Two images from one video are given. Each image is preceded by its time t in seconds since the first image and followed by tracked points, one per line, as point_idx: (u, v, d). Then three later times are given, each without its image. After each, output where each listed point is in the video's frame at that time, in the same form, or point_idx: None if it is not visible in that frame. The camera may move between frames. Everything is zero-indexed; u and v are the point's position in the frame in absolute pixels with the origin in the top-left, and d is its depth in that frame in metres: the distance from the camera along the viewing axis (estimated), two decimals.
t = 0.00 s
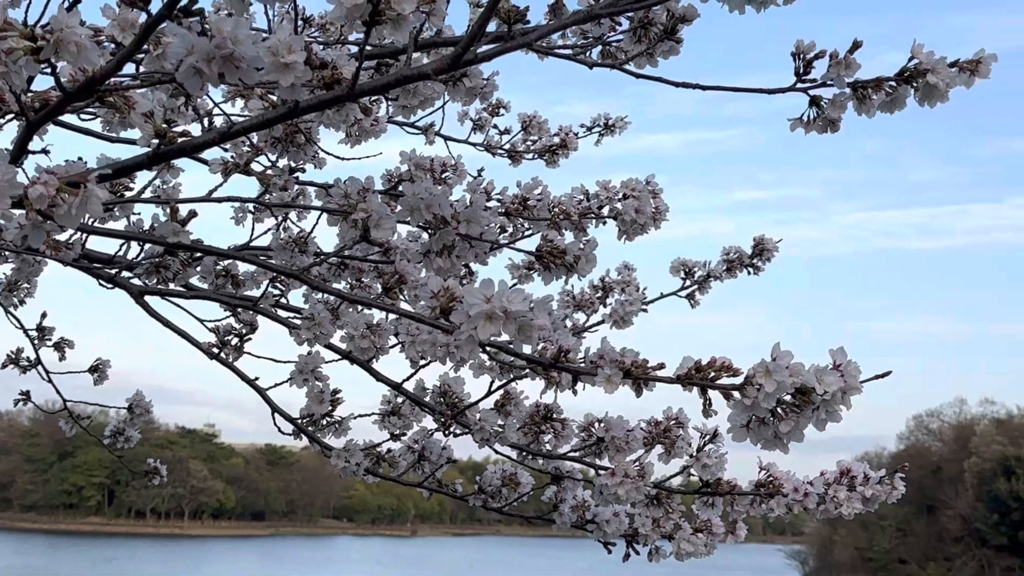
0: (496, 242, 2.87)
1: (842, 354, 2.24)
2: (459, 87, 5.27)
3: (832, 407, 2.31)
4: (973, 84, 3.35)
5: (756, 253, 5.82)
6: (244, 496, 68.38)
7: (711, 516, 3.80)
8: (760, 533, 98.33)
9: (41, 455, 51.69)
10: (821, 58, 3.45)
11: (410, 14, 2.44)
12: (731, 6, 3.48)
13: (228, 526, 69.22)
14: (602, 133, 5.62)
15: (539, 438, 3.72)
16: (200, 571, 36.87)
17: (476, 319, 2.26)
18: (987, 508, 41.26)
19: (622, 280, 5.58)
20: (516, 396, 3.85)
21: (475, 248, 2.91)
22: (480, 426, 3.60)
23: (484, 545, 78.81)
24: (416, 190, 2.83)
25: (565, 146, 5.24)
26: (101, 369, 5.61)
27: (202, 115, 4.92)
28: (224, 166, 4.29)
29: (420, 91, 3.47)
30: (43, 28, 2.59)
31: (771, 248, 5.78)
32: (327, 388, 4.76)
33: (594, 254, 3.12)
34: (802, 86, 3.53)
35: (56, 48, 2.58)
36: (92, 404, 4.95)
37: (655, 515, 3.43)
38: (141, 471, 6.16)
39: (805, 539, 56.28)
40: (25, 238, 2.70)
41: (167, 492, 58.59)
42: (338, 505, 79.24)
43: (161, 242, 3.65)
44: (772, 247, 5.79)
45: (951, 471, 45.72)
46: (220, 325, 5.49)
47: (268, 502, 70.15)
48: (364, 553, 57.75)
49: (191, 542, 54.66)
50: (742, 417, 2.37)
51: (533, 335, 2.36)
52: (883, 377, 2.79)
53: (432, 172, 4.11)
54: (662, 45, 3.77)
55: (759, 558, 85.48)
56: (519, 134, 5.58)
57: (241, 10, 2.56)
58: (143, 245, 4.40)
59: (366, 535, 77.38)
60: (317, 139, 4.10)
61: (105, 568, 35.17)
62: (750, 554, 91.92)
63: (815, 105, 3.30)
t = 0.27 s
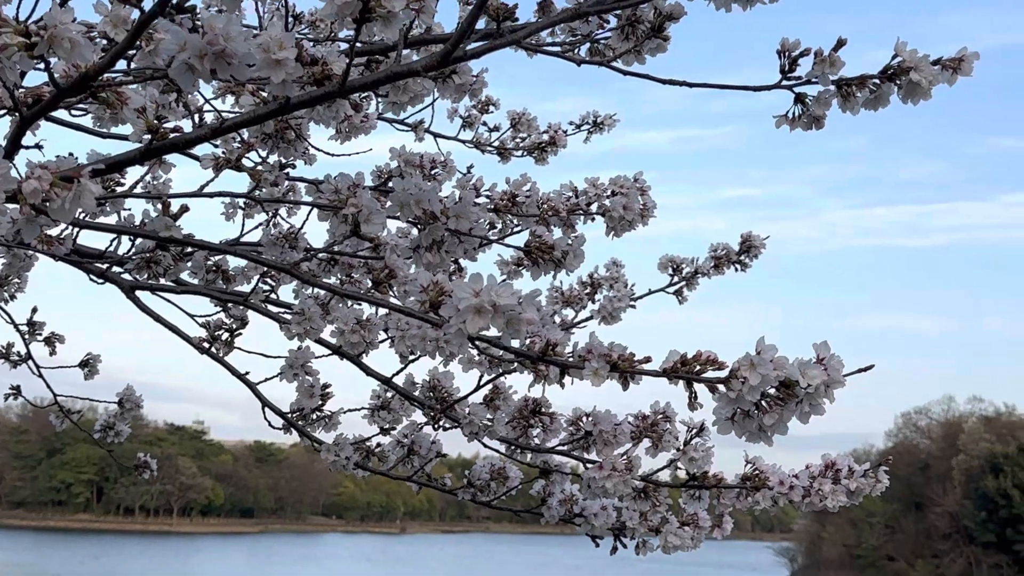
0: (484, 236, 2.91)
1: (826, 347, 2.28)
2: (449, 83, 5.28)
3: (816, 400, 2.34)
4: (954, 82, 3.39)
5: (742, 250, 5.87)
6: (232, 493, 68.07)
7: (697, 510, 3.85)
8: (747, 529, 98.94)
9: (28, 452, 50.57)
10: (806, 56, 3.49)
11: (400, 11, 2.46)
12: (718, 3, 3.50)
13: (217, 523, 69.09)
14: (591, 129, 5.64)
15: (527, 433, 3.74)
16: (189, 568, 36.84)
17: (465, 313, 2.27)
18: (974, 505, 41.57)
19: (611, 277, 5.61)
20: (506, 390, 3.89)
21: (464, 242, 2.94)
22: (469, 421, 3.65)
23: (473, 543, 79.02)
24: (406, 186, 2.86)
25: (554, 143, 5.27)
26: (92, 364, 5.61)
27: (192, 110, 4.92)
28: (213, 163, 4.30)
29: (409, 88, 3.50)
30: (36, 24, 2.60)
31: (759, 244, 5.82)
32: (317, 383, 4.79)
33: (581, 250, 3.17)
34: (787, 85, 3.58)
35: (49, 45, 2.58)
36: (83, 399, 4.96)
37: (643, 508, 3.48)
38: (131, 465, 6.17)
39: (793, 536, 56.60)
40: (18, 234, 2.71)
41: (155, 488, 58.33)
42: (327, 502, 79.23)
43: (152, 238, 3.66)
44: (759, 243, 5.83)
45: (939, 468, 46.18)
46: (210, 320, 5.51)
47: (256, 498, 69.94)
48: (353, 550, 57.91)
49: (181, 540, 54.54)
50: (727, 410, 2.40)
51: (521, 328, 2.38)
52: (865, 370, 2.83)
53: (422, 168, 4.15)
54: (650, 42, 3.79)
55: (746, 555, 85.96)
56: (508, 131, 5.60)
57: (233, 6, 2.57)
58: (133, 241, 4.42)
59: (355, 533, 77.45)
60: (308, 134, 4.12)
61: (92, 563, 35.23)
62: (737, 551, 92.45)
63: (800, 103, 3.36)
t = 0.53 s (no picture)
0: (470, 235, 2.95)
1: (803, 345, 2.30)
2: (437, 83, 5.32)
3: (798, 395, 2.36)
4: (934, 81, 3.43)
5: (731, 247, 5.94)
6: (224, 492, 67.71)
7: (683, 506, 3.88)
8: (738, 527, 99.13)
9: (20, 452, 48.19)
10: (788, 56, 3.54)
11: (384, 12, 2.48)
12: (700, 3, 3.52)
13: (209, 522, 68.98)
14: (578, 128, 5.66)
15: (513, 429, 3.78)
16: (180, 567, 36.70)
17: (448, 310, 2.28)
18: (966, 502, 41.65)
19: (599, 276, 5.65)
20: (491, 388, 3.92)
21: (449, 241, 2.98)
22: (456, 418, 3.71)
23: (465, 541, 79.18)
24: (390, 183, 2.89)
25: (542, 142, 5.30)
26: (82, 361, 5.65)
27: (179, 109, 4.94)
28: (201, 161, 4.32)
29: (395, 86, 3.53)
30: (20, 25, 2.61)
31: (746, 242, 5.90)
32: (306, 381, 4.85)
33: (565, 247, 3.22)
34: (769, 86, 3.63)
35: (34, 44, 2.60)
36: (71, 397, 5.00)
37: (627, 504, 3.51)
38: (121, 463, 6.20)
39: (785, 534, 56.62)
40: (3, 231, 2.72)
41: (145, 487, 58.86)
42: (319, 502, 79.15)
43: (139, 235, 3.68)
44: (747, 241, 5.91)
45: (930, 465, 46.28)
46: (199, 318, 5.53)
47: (248, 498, 69.82)
48: (346, 549, 58.10)
49: (173, 539, 54.40)
50: (708, 407, 2.42)
51: (504, 325, 2.38)
52: (845, 366, 2.87)
53: (408, 166, 4.21)
54: (634, 42, 3.82)
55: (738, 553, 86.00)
56: (496, 129, 5.62)
57: (217, 5, 2.59)
58: (121, 239, 4.46)
59: (348, 532, 77.44)
60: (294, 133, 4.13)
61: (83, 563, 35.24)
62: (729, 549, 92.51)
63: (781, 102, 3.42)
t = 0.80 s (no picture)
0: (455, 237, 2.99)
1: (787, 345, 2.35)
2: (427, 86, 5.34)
3: (779, 396, 2.41)
4: (916, 83, 3.46)
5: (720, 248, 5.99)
6: (219, 493, 68.21)
7: (671, 505, 3.95)
8: (733, 527, 99.21)
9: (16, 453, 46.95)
10: (771, 60, 3.58)
11: (370, 16, 2.51)
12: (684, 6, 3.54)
13: (204, 523, 68.95)
14: (569, 129, 5.68)
15: (501, 429, 3.83)
16: (174, 568, 36.68)
17: (433, 312, 2.31)
18: (960, 501, 41.72)
19: (590, 276, 5.69)
20: (480, 389, 3.96)
21: (435, 243, 3.03)
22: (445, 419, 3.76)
23: (461, 541, 79.31)
24: (377, 186, 2.92)
25: (532, 142, 5.33)
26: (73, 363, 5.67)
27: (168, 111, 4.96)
28: (190, 163, 4.34)
29: (382, 89, 3.57)
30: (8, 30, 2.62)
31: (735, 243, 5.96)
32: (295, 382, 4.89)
33: (551, 249, 3.27)
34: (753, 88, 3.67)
35: (20, 48, 2.61)
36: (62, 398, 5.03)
37: (615, 504, 3.56)
38: (112, 464, 6.23)
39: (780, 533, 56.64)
40: None
41: (140, 489, 59.10)
42: (314, 502, 79.22)
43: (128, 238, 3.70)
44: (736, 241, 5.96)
45: (925, 464, 46.37)
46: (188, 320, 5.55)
47: (243, 499, 69.83)
48: (341, 548, 58.58)
49: (170, 540, 54.36)
50: (693, 406, 2.48)
51: (489, 327, 2.42)
52: (827, 368, 2.93)
53: (398, 168, 4.25)
54: (620, 44, 3.84)
55: (732, 552, 86.10)
56: (486, 130, 5.63)
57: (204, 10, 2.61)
58: (112, 242, 4.49)
59: (344, 533, 77.50)
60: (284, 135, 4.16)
61: (77, 563, 35.71)
62: (723, 549, 92.62)
63: (765, 104, 3.47)
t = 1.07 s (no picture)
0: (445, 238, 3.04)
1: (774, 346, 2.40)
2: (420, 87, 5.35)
3: (767, 396, 2.46)
4: (904, 82, 3.49)
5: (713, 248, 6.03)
6: (217, 495, 68.43)
7: (665, 505, 4.01)
8: (731, 529, 99.27)
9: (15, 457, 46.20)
10: (761, 59, 3.61)
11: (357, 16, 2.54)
12: (674, 6, 3.55)
13: (203, 526, 68.91)
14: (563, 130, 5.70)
15: (494, 430, 3.88)
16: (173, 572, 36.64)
17: (421, 312, 2.33)
18: (958, 501, 41.74)
19: (584, 277, 5.72)
20: (473, 389, 3.99)
21: (425, 244, 3.07)
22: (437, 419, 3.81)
23: (461, 543, 79.35)
24: (367, 187, 2.96)
25: (526, 144, 5.36)
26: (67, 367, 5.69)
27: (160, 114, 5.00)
28: (181, 165, 4.38)
29: (372, 90, 3.62)
30: None
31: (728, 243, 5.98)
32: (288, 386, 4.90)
33: (541, 249, 3.32)
34: (742, 88, 3.69)
35: (8, 50, 2.65)
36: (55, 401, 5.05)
37: (609, 504, 3.59)
38: (107, 467, 6.25)
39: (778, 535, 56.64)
40: None
41: (138, 492, 59.02)
42: (313, 505, 79.29)
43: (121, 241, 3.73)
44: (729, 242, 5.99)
45: (924, 464, 46.43)
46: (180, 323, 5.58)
47: (242, 502, 69.83)
48: (341, 551, 58.61)
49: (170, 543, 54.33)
50: (682, 406, 2.54)
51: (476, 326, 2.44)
52: (816, 367, 2.98)
53: (390, 170, 4.30)
54: (609, 45, 3.85)
55: (731, 553, 86.10)
56: (481, 131, 5.65)
57: (189, 12, 2.64)
58: (105, 245, 4.52)
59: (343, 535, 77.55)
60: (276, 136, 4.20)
61: (74, 566, 35.91)
62: (722, 550, 92.66)
63: (754, 104, 3.49)
